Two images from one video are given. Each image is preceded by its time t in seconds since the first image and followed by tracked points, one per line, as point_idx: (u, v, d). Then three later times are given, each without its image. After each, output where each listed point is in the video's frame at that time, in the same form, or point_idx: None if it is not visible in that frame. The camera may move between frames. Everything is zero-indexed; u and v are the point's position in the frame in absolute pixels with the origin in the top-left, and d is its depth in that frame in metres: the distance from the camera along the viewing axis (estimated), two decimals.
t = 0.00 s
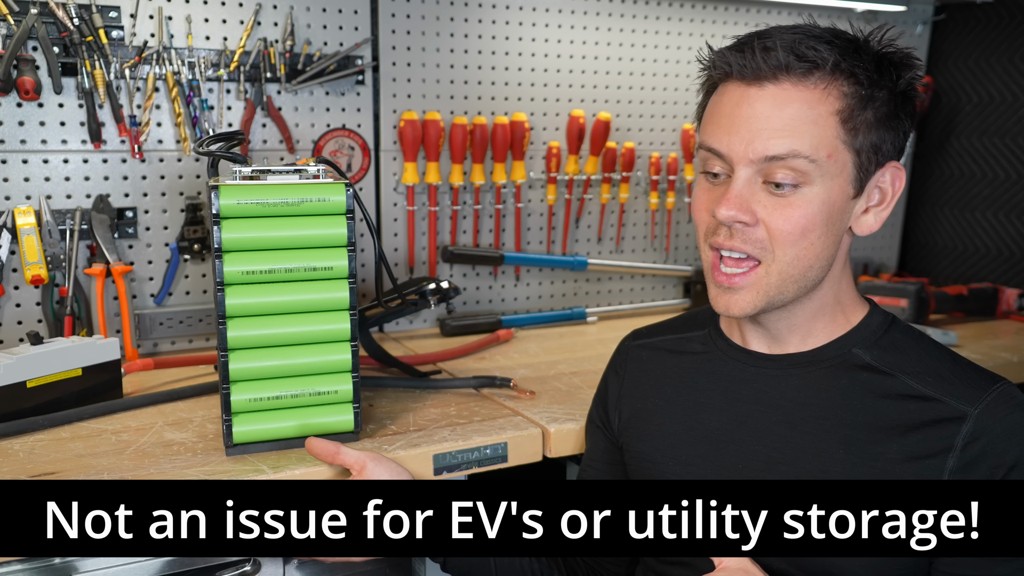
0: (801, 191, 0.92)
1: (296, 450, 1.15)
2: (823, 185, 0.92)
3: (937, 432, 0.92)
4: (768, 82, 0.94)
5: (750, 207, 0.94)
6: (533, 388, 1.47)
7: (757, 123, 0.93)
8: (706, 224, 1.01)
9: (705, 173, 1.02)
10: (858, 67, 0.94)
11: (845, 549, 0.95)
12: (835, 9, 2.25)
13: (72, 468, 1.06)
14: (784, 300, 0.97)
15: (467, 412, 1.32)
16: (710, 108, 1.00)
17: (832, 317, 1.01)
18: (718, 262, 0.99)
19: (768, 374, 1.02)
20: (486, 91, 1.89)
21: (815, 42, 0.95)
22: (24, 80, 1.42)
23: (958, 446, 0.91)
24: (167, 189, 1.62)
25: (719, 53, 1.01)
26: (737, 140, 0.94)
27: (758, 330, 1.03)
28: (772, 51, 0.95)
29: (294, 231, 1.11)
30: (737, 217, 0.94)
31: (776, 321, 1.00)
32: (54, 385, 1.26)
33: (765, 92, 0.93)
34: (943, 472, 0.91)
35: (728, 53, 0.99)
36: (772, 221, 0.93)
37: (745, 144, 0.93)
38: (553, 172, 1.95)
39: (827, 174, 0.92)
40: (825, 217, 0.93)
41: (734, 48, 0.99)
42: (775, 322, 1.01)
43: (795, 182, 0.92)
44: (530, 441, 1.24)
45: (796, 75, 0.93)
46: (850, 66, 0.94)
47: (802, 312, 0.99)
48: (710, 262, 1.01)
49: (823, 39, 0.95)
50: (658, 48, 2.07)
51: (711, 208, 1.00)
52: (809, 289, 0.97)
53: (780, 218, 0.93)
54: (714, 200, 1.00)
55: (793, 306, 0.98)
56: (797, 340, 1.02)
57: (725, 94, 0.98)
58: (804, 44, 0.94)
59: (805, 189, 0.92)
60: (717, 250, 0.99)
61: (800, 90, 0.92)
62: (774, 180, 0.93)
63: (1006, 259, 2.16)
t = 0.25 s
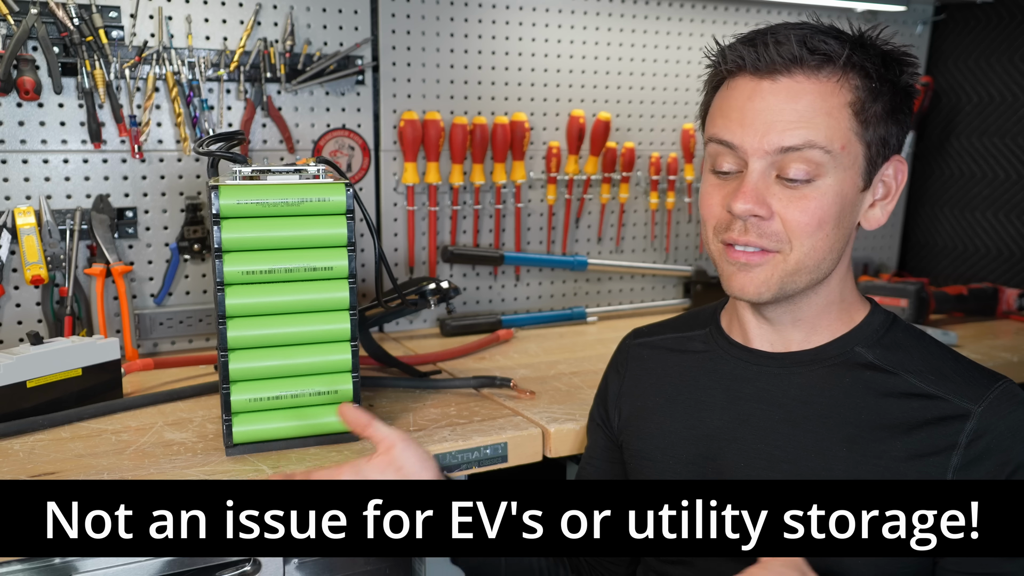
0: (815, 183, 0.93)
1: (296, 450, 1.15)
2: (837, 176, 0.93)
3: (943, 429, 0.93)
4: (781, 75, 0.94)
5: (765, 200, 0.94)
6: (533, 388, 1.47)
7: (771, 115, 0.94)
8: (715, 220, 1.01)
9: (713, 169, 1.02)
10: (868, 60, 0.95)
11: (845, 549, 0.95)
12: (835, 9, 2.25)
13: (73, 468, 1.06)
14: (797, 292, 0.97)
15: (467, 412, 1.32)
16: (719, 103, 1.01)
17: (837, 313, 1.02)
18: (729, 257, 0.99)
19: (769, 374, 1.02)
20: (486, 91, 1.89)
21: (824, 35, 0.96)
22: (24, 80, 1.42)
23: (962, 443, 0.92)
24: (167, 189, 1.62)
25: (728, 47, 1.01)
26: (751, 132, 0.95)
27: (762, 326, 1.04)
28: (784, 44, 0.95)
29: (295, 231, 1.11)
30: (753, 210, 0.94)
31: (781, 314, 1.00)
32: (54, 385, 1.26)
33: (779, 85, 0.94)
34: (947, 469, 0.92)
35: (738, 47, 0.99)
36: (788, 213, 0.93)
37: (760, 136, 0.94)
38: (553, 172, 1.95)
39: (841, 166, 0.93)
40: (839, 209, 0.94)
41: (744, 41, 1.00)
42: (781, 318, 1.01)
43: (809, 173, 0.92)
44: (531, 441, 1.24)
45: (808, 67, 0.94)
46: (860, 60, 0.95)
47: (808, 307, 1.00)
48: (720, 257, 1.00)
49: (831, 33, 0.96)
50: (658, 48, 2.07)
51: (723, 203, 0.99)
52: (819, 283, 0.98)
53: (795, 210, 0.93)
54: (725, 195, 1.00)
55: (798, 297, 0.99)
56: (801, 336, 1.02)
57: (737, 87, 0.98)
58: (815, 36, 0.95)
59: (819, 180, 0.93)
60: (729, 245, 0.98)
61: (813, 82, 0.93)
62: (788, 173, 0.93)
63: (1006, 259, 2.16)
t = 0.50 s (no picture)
0: (814, 180, 0.93)
1: (296, 450, 1.15)
2: (835, 173, 0.93)
3: (943, 426, 0.92)
4: (774, 75, 0.94)
5: (766, 200, 0.94)
6: (533, 387, 1.47)
7: (767, 115, 0.94)
8: (715, 222, 1.01)
9: (708, 172, 1.02)
10: (857, 56, 0.96)
11: (844, 548, 0.96)
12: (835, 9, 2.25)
13: (73, 468, 1.06)
14: (798, 289, 0.97)
15: (467, 412, 1.32)
16: (711, 106, 1.00)
17: (835, 310, 1.02)
18: (732, 259, 0.99)
19: (769, 374, 1.02)
20: (486, 91, 1.89)
21: (813, 34, 0.96)
22: (24, 80, 1.42)
23: (962, 441, 0.91)
24: (167, 189, 1.62)
25: (717, 50, 1.01)
26: (748, 133, 0.95)
27: (760, 323, 1.04)
28: (775, 44, 0.95)
29: (296, 231, 1.11)
30: (755, 211, 0.94)
31: (780, 311, 1.00)
32: (54, 385, 1.26)
33: (772, 85, 0.94)
34: (947, 466, 0.91)
35: (728, 49, 0.99)
36: (789, 212, 0.93)
37: (757, 137, 0.94)
38: (553, 172, 1.95)
39: (838, 163, 0.93)
40: (838, 205, 0.94)
41: (734, 42, 0.99)
42: (779, 314, 1.01)
43: (808, 171, 0.93)
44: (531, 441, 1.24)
45: (801, 66, 0.94)
46: (850, 56, 0.95)
47: (806, 304, 1.00)
48: (722, 260, 1.00)
49: (819, 32, 0.97)
50: (658, 48, 2.07)
51: (723, 205, 0.99)
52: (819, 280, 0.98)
53: (796, 209, 0.93)
54: (723, 197, 1.00)
55: (797, 294, 0.99)
56: (800, 334, 1.02)
57: (729, 89, 0.98)
58: (804, 35, 0.95)
59: (818, 177, 0.93)
60: (731, 247, 0.98)
61: (807, 81, 0.93)
62: (786, 172, 0.93)
63: (1006, 259, 2.16)
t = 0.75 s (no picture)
0: (814, 186, 0.94)
1: (297, 450, 1.15)
2: (831, 176, 0.94)
3: (949, 428, 0.92)
4: (763, 86, 0.94)
5: (770, 212, 0.94)
6: (533, 388, 1.47)
7: (760, 128, 0.94)
8: (716, 236, 1.01)
9: (703, 188, 1.01)
10: (837, 58, 0.97)
11: (845, 549, 0.94)
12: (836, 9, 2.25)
13: (73, 468, 1.06)
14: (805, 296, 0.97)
15: (467, 412, 1.32)
16: (698, 122, 1.00)
17: (836, 311, 1.02)
18: (738, 272, 0.98)
19: (769, 374, 1.01)
20: (486, 91, 1.89)
21: (792, 41, 0.97)
22: (24, 80, 1.42)
23: (968, 443, 0.91)
24: (167, 189, 1.62)
25: (698, 65, 1.00)
26: (744, 147, 0.95)
27: (761, 328, 1.04)
28: (758, 55, 0.95)
29: (295, 231, 1.11)
30: (761, 224, 0.94)
31: (784, 319, 1.00)
32: (55, 385, 1.26)
33: (761, 96, 0.94)
34: (954, 468, 0.91)
35: (711, 63, 0.98)
36: (792, 221, 0.94)
37: (753, 150, 0.94)
38: (553, 172, 1.95)
39: (833, 166, 0.94)
40: (836, 207, 0.95)
41: (715, 56, 0.99)
42: (780, 321, 1.01)
43: (807, 178, 0.93)
44: (531, 441, 1.24)
45: (787, 74, 0.94)
46: (832, 59, 0.96)
47: (807, 308, 1.00)
48: (728, 275, 1.00)
49: (796, 38, 0.97)
50: (658, 48, 2.07)
51: (724, 220, 0.99)
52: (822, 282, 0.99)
53: (799, 216, 0.93)
54: (724, 211, 0.99)
55: (801, 300, 0.99)
56: (802, 336, 1.02)
57: (717, 104, 0.97)
58: (785, 43, 0.96)
59: (817, 183, 0.94)
60: (736, 261, 0.98)
61: (795, 88, 0.94)
62: (784, 181, 0.93)
63: (1006, 259, 2.16)
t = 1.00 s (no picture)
0: (813, 181, 0.94)
1: (297, 450, 1.15)
2: (830, 172, 0.94)
3: (943, 428, 0.92)
4: (764, 81, 0.94)
5: (771, 206, 0.94)
6: (533, 388, 1.47)
7: (762, 122, 0.93)
8: (716, 231, 1.00)
9: (703, 182, 1.01)
10: (837, 56, 0.97)
11: (844, 549, 0.94)
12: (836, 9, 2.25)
13: (73, 468, 1.06)
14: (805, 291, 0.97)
15: (467, 412, 1.32)
16: (699, 116, 1.00)
17: (832, 311, 1.02)
18: (738, 266, 0.98)
19: (768, 374, 1.01)
20: (486, 91, 1.89)
21: (792, 37, 0.97)
22: (24, 80, 1.42)
23: (963, 443, 0.91)
24: (168, 189, 1.62)
25: (699, 59, 1.00)
26: (745, 141, 0.94)
27: (757, 329, 1.03)
28: (759, 50, 0.95)
29: (295, 231, 1.11)
30: (762, 218, 0.94)
31: (778, 316, 1.00)
32: (55, 385, 1.26)
33: (763, 91, 0.94)
34: (949, 468, 0.91)
35: (713, 58, 0.98)
36: (793, 215, 0.94)
37: (755, 144, 0.94)
38: (553, 172, 1.95)
39: (833, 162, 0.95)
40: (835, 202, 0.95)
41: (716, 51, 0.99)
42: (776, 320, 1.01)
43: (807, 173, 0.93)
44: (531, 441, 1.24)
45: (789, 70, 0.94)
46: (833, 56, 0.96)
47: (804, 305, 1.00)
48: (727, 269, 1.00)
49: (796, 35, 0.98)
50: (658, 48, 2.07)
51: (725, 213, 0.99)
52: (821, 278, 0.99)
53: (800, 211, 0.94)
54: (724, 205, 0.99)
55: (799, 297, 0.99)
56: (799, 337, 1.02)
57: (718, 98, 0.97)
58: (786, 39, 0.96)
59: (816, 178, 0.94)
60: (736, 255, 0.98)
61: (796, 84, 0.94)
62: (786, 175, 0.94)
63: (1006, 259, 2.16)
